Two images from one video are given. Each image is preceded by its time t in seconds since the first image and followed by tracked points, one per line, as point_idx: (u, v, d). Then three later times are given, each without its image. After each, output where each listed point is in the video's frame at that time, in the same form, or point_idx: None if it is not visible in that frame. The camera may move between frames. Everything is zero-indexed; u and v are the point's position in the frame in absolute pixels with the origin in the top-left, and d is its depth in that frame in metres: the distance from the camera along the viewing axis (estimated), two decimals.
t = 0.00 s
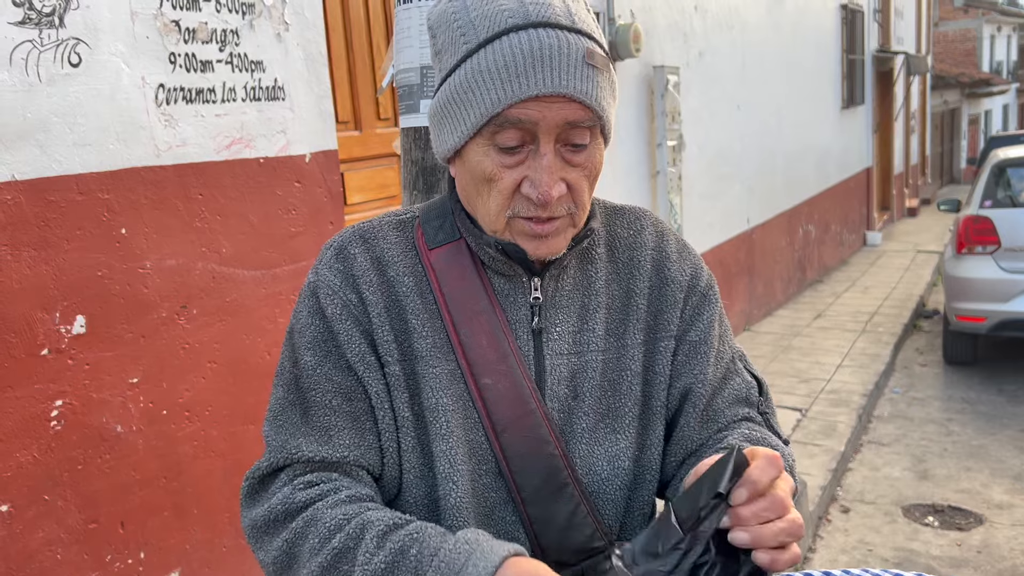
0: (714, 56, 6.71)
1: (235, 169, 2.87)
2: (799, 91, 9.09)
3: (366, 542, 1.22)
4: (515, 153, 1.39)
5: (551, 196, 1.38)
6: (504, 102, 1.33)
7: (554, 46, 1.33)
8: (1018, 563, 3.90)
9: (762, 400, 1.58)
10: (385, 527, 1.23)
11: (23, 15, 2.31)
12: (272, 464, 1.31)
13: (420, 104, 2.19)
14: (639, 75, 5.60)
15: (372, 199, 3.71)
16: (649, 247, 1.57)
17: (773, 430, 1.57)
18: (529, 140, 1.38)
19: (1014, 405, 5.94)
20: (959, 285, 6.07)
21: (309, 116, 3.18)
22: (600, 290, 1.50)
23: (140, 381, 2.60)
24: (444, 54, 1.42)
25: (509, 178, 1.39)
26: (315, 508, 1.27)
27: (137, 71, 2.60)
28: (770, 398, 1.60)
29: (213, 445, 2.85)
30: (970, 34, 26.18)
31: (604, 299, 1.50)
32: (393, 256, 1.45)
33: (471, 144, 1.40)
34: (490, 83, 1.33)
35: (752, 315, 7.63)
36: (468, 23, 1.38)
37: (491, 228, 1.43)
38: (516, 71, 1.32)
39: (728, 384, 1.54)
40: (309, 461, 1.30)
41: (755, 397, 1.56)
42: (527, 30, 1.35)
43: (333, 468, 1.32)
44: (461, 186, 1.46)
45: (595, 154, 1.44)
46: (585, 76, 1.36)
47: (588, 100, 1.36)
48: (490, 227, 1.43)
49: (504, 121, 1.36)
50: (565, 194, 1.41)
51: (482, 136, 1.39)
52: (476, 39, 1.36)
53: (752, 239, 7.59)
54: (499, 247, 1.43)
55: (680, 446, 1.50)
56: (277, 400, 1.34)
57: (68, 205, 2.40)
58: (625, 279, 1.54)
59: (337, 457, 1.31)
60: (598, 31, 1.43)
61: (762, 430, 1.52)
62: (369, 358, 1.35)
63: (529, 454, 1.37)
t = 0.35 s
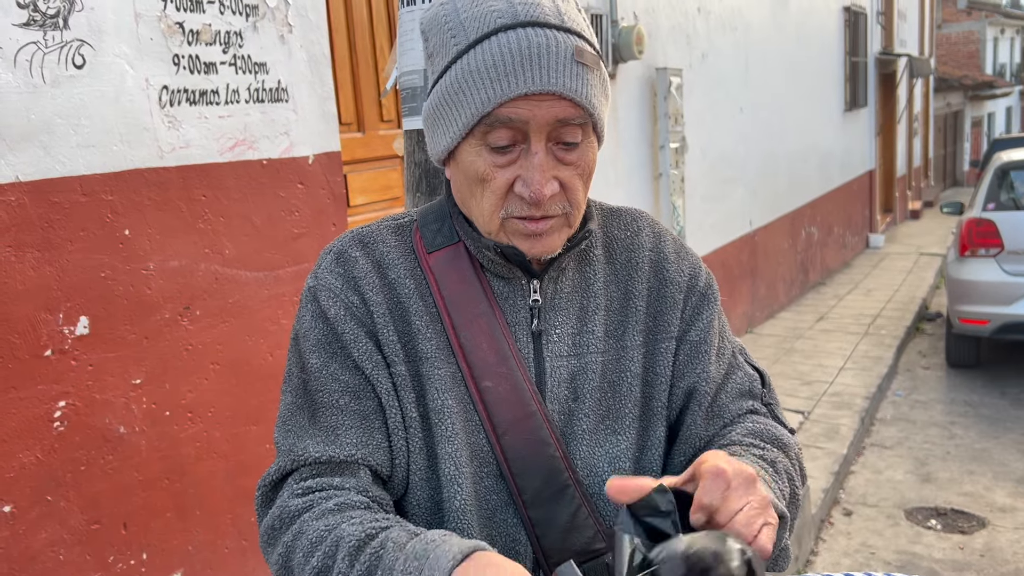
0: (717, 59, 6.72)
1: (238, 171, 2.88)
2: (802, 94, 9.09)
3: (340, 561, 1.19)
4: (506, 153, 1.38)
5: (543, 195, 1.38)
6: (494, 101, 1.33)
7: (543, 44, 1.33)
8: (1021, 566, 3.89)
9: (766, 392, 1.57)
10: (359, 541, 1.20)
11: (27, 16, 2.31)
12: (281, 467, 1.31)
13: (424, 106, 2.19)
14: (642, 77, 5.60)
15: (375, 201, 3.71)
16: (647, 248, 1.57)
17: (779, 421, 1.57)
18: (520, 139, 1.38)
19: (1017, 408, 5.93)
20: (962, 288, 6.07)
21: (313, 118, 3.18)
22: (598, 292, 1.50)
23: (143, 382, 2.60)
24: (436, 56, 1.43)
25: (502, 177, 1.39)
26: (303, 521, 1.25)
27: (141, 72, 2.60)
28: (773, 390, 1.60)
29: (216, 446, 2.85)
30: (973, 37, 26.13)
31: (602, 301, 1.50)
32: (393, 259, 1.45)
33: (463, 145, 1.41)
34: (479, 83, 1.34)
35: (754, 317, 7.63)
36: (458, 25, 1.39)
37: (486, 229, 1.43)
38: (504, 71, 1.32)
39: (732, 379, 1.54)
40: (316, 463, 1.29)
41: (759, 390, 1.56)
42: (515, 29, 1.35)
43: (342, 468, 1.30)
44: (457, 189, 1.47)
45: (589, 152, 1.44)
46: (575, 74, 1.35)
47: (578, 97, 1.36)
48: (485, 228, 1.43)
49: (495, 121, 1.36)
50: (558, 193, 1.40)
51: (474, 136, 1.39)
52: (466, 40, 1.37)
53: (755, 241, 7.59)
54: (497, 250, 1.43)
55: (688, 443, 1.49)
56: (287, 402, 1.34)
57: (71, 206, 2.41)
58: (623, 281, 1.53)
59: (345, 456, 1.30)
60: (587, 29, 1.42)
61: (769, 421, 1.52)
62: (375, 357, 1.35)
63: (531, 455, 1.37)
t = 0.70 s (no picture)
0: (721, 62, 6.71)
1: (242, 173, 2.88)
2: (806, 96, 9.08)
3: (349, 535, 1.19)
4: (509, 158, 1.39)
5: (545, 199, 1.39)
6: (497, 105, 1.34)
7: (546, 49, 1.34)
8: None
9: (767, 398, 1.58)
10: (371, 521, 1.20)
11: (33, 18, 2.32)
12: (269, 464, 1.30)
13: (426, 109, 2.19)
14: (646, 79, 5.60)
15: (378, 203, 3.71)
16: (647, 252, 1.57)
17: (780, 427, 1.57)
18: (522, 144, 1.39)
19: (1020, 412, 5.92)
20: (965, 292, 6.06)
21: (316, 120, 3.19)
22: (598, 296, 1.50)
23: (146, 383, 2.60)
24: (438, 61, 1.42)
25: (504, 181, 1.39)
26: (305, 504, 1.24)
27: (146, 74, 2.61)
28: (773, 396, 1.60)
29: (218, 447, 2.85)
30: (978, 40, 26.06)
31: (602, 305, 1.50)
32: (392, 262, 1.46)
33: (465, 149, 1.41)
34: (483, 87, 1.34)
35: (757, 320, 7.62)
36: (461, 30, 1.38)
37: (488, 233, 1.44)
38: (508, 75, 1.32)
39: (733, 385, 1.54)
40: (305, 462, 1.29)
41: (760, 396, 1.56)
42: (518, 34, 1.35)
43: (330, 470, 1.30)
44: (458, 192, 1.47)
45: (590, 156, 1.44)
46: (577, 79, 1.35)
47: (580, 102, 1.36)
48: (486, 231, 1.44)
49: (497, 125, 1.36)
50: (560, 197, 1.41)
51: (477, 140, 1.39)
52: (469, 44, 1.37)
53: (758, 244, 7.58)
54: (498, 253, 1.44)
55: (688, 449, 1.50)
56: (278, 403, 1.34)
57: (76, 207, 2.41)
58: (622, 284, 1.53)
59: (332, 459, 1.29)
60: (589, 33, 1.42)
61: (769, 426, 1.52)
62: (368, 362, 1.35)
63: (528, 458, 1.37)
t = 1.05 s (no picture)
0: (726, 62, 6.70)
1: (246, 170, 2.88)
2: (812, 98, 9.06)
3: (368, 540, 1.21)
4: (496, 148, 1.38)
5: (532, 189, 1.38)
6: (482, 95, 1.33)
7: (531, 38, 1.33)
8: None
9: (769, 392, 1.59)
10: (389, 526, 1.23)
11: (38, 14, 2.32)
12: (271, 461, 1.30)
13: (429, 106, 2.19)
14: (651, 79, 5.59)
15: (382, 201, 3.71)
16: (645, 251, 1.56)
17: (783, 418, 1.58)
18: (509, 134, 1.38)
19: None
20: (970, 295, 6.04)
21: (320, 117, 3.19)
22: (595, 295, 1.50)
23: (148, 379, 2.61)
24: (428, 55, 1.43)
25: (491, 173, 1.38)
26: (317, 506, 1.25)
27: (150, 71, 2.61)
28: (774, 390, 1.62)
29: (220, 444, 2.85)
30: (985, 42, 25.96)
31: (599, 304, 1.50)
32: (388, 259, 1.45)
33: (454, 141, 1.40)
34: (468, 76, 1.33)
35: (761, 321, 7.61)
36: (449, 23, 1.39)
37: (479, 227, 1.43)
38: (492, 64, 1.32)
39: (738, 378, 1.55)
40: (307, 459, 1.29)
41: (762, 390, 1.57)
42: (503, 24, 1.35)
43: (332, 466, 1.30)
44: (450, 187, 1.46)
45: (580, 147, 1.43)
46: (563, 68, 1.35)
47: (567, 91, 1.36)
48: (478, 224, 1.43)
49: (484, 115, 1.36)
50: (548, 188, 1.40)
51: (464, 131, 1.39)
52: (457, 36, 1.37)
53: (762, 245, 7.57)
54: (493, 250, 1.43)
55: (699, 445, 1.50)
56: (280, 399, 1.34)
57: (78, 202, 2.41)
58: (621, 283, 1.53)
59: (336, 454, 1.30)
60: (576, 24, 1.42)
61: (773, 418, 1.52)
62: (366, 358, 1.35)
63: (524, 457, 1.36)
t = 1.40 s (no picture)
0: (733, 63, 6.70)
1: (251, 167, 2.89)
2: (818, 98, 9.04)
3: (313, 532, 1.22)
4: (481, 148, 1.38)
5: (518, 189, 1.38)
6: (465, 94, 1.34)
7: (512, 36, 1.34)
8: None
9: (766, 384, 1.64)
10: (332, 518, 1.24)
11: (45, 11, 2.33)
12: (220, 458, 1.31)
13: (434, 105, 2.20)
14: (656, 79, 5.59)
15: (386, 199, 3.71)
16: (640, 251, 1.56)
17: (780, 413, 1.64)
18: (494, 133, 1.38)
19: None
20: (976, 297, 6.02)
21: (326, 115, 3.20)
22: (589, 295, 1.50)
23: (153, 375, 2.62)
24: (414, 55, 1.44)
25: (477, 172, 1.39)
26: (259, 500, 1.26)
27: (157, 68, 2.62)
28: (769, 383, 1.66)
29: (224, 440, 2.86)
30: (993, 44, 25.86)
31: (594, 304, 1.50)
32: (376, 264, 1.44)
33: (440, 141, 1.41)
34: (451, 76, 1.34)
35: (766, 322, 7.60)
36: (434, 22, 1.40)
37: (467, 227, 1.43)
38: (474, 62, 1.33)
39: (742, 377, 1.60)
40: (257, 462, 1.30)
41: (761, 386, 1.63)
42: (485, 23, 1.36)
43: (279, 471, 1.30)
44: (438, 187, 1.47)
45: (567, 146, 1.43)
46: (546, 65, 1.35)
47: (551, 89, 1.36)
48: (465, 225, 1.43)
49: (467, 114, 1.36)
50: (534, 188, 1.40)
51: (450, 131, 1.39)
52: (441, 35, 1.38)
53: (768, 246, 7.56)
54: (484, 251, 1.42)
55: (707, 448, 1.54)
56: (235, 401, 1.33)
57: (85, 198, 2.42)
58: (616, 283, 1.53)
59: (285, 466, 1.30)
60: (561, 21, 1.42)
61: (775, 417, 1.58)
62: (333, 371, 1.34)
63: (517, 459, 1.36)
